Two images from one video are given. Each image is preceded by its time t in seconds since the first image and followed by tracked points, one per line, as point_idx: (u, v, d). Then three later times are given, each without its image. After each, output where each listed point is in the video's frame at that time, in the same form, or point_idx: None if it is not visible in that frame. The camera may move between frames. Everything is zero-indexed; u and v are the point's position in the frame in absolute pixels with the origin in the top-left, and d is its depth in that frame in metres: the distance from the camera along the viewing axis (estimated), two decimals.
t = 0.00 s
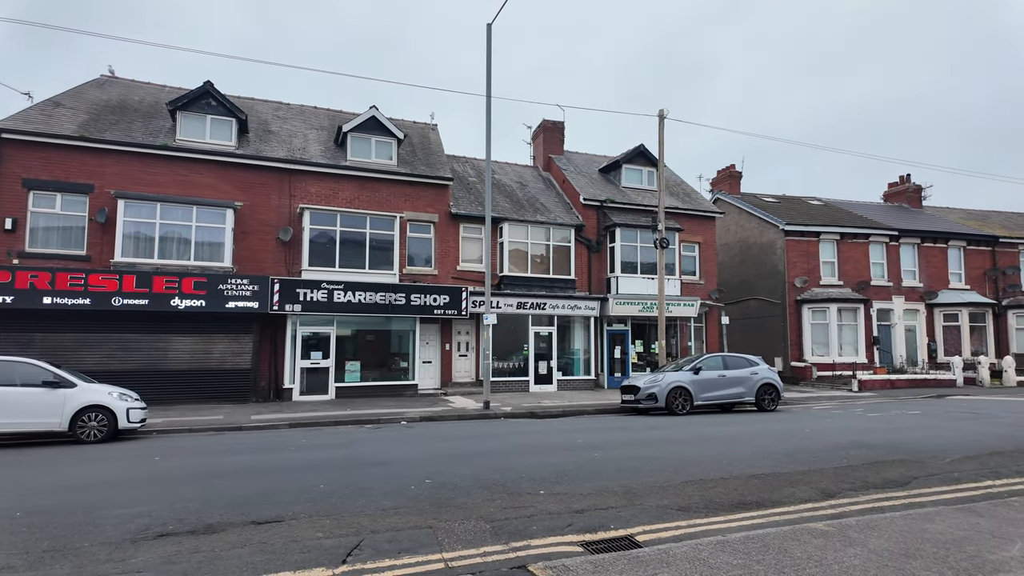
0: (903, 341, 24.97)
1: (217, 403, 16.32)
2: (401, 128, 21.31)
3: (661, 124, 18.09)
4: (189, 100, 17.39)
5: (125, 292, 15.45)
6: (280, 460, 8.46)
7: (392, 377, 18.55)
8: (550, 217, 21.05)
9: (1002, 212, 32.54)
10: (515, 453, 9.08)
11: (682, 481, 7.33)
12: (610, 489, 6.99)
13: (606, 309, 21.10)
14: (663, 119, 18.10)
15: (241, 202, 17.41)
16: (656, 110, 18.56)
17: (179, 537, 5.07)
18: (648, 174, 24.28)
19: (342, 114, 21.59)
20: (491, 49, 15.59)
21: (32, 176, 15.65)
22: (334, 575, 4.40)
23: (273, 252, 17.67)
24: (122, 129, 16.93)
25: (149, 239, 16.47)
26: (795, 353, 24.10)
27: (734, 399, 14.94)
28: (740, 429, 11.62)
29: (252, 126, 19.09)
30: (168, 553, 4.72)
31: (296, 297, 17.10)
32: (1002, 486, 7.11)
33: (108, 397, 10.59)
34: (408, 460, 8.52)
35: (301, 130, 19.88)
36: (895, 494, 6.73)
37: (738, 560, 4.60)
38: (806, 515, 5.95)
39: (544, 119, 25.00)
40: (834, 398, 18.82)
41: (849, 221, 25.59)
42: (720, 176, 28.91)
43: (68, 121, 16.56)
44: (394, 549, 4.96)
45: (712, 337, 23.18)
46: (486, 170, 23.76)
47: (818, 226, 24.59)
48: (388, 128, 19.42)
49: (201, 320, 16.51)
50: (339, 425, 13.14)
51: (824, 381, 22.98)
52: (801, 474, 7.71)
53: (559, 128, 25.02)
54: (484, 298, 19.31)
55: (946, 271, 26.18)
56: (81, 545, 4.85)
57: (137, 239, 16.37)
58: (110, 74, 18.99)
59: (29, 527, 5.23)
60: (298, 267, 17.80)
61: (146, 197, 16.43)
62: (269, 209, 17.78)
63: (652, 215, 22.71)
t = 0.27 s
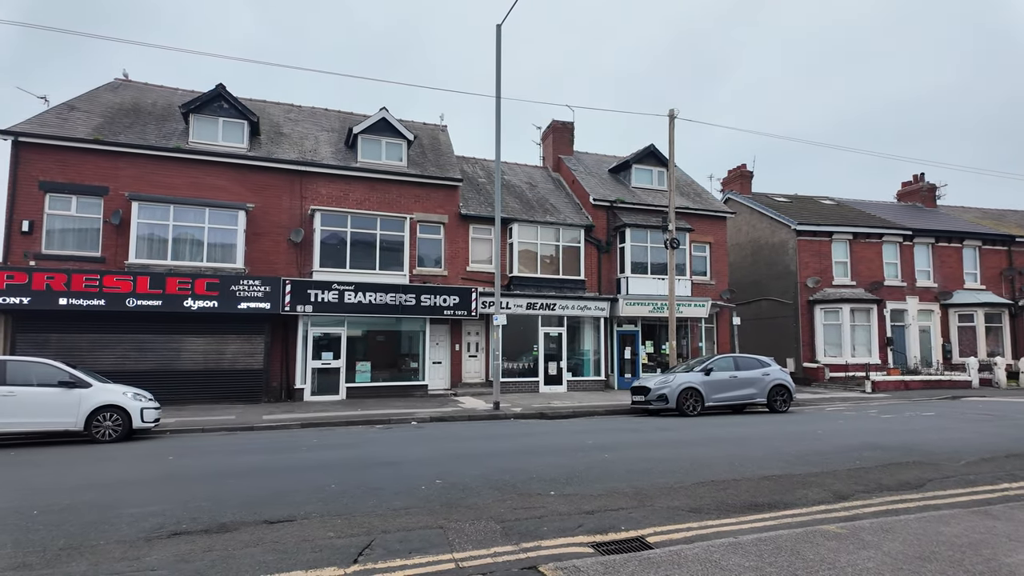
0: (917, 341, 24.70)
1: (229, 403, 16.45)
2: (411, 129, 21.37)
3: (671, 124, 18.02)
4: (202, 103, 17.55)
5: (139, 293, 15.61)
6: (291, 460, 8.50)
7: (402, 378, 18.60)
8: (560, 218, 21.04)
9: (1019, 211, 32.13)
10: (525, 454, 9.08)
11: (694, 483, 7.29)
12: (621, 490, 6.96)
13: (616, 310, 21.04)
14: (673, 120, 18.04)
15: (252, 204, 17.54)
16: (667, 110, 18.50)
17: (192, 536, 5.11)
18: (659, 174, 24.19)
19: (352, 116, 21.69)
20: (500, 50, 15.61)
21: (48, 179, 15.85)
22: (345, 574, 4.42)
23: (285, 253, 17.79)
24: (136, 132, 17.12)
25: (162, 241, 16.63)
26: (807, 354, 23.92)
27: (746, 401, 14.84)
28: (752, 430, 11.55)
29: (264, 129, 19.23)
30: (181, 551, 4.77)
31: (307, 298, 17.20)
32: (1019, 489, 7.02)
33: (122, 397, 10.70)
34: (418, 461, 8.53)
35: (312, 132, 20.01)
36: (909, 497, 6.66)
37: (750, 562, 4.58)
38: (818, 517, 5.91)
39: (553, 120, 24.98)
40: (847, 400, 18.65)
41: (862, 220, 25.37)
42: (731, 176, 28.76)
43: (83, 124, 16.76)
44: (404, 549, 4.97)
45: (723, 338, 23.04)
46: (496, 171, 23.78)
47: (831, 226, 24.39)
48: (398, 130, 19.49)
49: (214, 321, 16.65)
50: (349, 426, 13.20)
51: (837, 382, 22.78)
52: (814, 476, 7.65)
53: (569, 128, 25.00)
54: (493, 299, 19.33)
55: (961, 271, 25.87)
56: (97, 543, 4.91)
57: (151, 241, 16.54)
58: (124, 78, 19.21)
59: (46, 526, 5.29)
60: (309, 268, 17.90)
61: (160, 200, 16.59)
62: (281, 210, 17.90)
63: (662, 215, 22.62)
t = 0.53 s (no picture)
0: (931, 342, 24.43)
1: (241, 403, 16.56)
2: (420, 131, 21.44)
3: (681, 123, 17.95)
4: (214, 106, 17.70)
5: (152, 295, 15.76)
6: (302, 460, 8.55)
7: (412, 378, 18.66)
8: (569, 219, 21.02)
9: None
10: (535, 455, 9.08)
11: (705, 484, 7.26)
12: (631, 491, 6.94)
13: (626, 310, 20.99)
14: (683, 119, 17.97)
15: (264, 206, 17.66)
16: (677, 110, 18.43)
17: (205, 535, 5.16)
18: (669, 174, 24.11)
19: (362, 118, 21.79)
20: (510, 51, 15.61)
21: (63, 182, 16.05)
22: (356, 574, 4.44)
23: (296, 255, 17.90)
24: (149, 135, 17.30)
25: (175, 242, 16.79)
26: (819, 355, 23.73)
27: (757, 402, 14.75)
28: (764, 432, 11.47)
29: (275, 131, 19.36)
30: (194, 550, 4.81)
31: (318, 299, 17.28)
32: None
33: (136, 397, 10.80)
34: (429, 461, 8.55)
35: (323, 134, 20.12)
36: (924, 499, 6.59)
37: (762, 564, 4.55)
38: (831, 519, 5.86)
39: (562, 120, 24.97)
40: (860, 401, 18.48)
41: (874, 220, 25.14)
42: (742, 176, 28.61)
43: (98, 128, 16.96)
44: (415, 549, 4.99)
45: (734, 339, 22.92)
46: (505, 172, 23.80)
47: (843, 226, 24.19)
48: (408, 131, 19.54)
49: (226, 322, 16.77)
50: (360, 426, 13.24)
51: (849, 383, 22.58)
52: (827, 477, 7.59)
53: (578, 129, 24.98)
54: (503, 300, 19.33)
55: (976, 271, 25.57)
56: (111, 541, 4.96)
57: (164, 243, 16.70)
58: (137, 82, 19.42)
59: (61, 525, 5.35)
60: (320, 269, 18.00)
61: (172, 202, 16.75)
62: (292, 212, 18.01)
63: (672, 215, 22.55)
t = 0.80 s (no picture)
0: (945, 343, 24.16)
1: (252, 404, 16.67)
2: (429, 132, 21.50)
3: (690, 123, 17.90)
4: (225, 108, 17.83)
5: (164, 296, 15.90)
6: (313, 460, 8.60)
7: (422, 379, 18.70)
8: (578, 219, 21.00)
9: None
10: (544, 455, 9.08)
11: (715, 486, 7.22)
12: (640, 492, 6.93)
13: (635, 311, 20.94)
14: (692, 119, 17.91)
15: (274, 207, 17.77)
16: (686, 110, 18.36)
17: (217, 534, 5.20)
18: (678, 173, 24.02)
19: (372, 119, 21.88)
20: (518, 51, 15.61)
21: (77, 184, 16.23)
22: (366, 573, 4.45)
23: (306, 256, 18.00)
24: (161, 137, 17.46)
25: (187, 244, 16.93)
26: (831, 356, 23.56)
27: (768, 403, 14.66)
28: (774, 433, 11.40)
29: (285, 133, 19.48)
30: (206, 549, 4.84)
31: (328, 299, 17.37)
32: None
33: (148, 397, 10.90)
34: (438, 462, 8.56)
35: (332, 135, 20.22)
36: (937, 501, 6.52)
37: (772, 566, 4.53)
38: (843, 521, 5.81)
39: (571, 120, 24.94)
40: (872, 402, 18.31)
41: (886, 220, 24.93)
42: (752, 176, 28.46)
43: (111, 131, 17.15)
44: (424, 549, 5.01)
45: (744, 340, 22.79)
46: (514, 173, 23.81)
47: (854, 225, 24.00)
48: (417, 133, 19.60)
49: (237, 323, 16.89)
50: (370, 426, 13.29)
51: (861, 384, 22.39)
52: (839, 479, 7.53)
53: (587, 129, 24.95)
54: (511, 300, 19.34)
55: (990, 271, 25.27)
56: (124, 540, 5.01)
57: (176, 244, 16.84)
58: (149, 85, 19.61)
59: (76, 523, 5.41)
60: (330, 270, 18.10)
61: (184, 204, 16.89)
62: (302, 213, 18.12)
63: (682, 215, 22.46)
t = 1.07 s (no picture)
0: (957, 344, 23.91)
1: (262, 404, 16.77)
2: (437, 133, 21.56)
3: (699, 123, 17.82)
4: (235, 111, 17.96)
5: (176, 296, 16.03)
6: (323, 460, 8.64)
7: (430, 379, 18.74)
8: (586, 219, 20.97)
9: None
10: (553, 456, 9.08)
11: (725, 487, 7.19)
12: (649, 493, 6.91)
13: (644, 311, 20.89)
14: (701, 118, 17.83)
15: (284, 209, 17.87)
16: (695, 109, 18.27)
17: (228, 533, 5.23)
18: (687, 173, 23.94)
19: (380, 121, 21.96)
20: (526, 52, 15.61)
21: (89, 186, 16.40)
22: (376, 573, 4.47)
23: (315, 257, 18.10)
24: (173, 140, 17.61)
25: (198, 245, 17.06)
26: (841, 357, 23.39)
27: (778, 404, 14.57)
28: (785, 434, 11.33)
29: (295, 135, 19.59)
30: (217, 549, 4.87)
31: (337, 300, 17.44)
32: None
33: (160, 397, 10.99)
34: (447, 462, 8.57)
35: (342, 137, 20.32)
36: (950, 503, 6.46)
37: (783, 567, 4.50)
38: (854, 523, 5.77)
39: (579, 121, 24.92)
40: (884, 403, 18.17)
41: (898, 219, 24.72)
42: (762, 175, 28.32)
43: (123, 133, 17.31)
44: (433, 549, 5.02)
45: (754, 340, 22.67)
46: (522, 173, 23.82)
47: (865, 225, 23.81)
48: (425, 134, 19.65)
49: (247, 323, 16.99)
50: (378, 426, 13.33)
51: (873, 384, 22.22)
52: (850, 481, 7.47)
53: (595, 129, 24.91)
54: (520, 301, 19.35)
55: (1003, 271, 25.00)
56: (137, 539, 5.05)
57: (187, 246, 16.97)
58: (161, 88, 19.79)
59: (89, 522, 5.46)
60: (339, 271, 18.18)
61: (195, 205, 17.02)
62: (311, 215, 18.21)
63: (691, 215, 22.38)
